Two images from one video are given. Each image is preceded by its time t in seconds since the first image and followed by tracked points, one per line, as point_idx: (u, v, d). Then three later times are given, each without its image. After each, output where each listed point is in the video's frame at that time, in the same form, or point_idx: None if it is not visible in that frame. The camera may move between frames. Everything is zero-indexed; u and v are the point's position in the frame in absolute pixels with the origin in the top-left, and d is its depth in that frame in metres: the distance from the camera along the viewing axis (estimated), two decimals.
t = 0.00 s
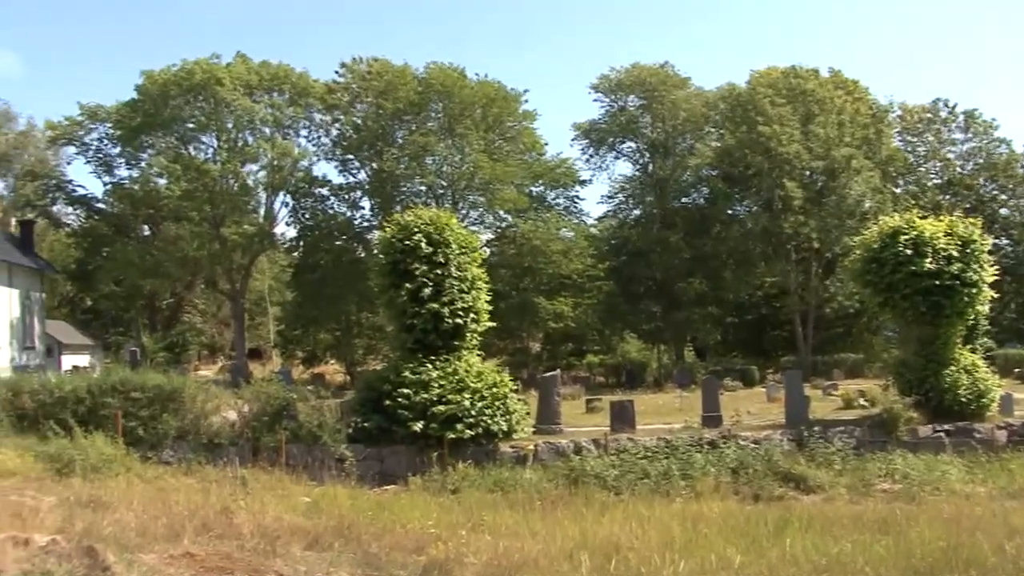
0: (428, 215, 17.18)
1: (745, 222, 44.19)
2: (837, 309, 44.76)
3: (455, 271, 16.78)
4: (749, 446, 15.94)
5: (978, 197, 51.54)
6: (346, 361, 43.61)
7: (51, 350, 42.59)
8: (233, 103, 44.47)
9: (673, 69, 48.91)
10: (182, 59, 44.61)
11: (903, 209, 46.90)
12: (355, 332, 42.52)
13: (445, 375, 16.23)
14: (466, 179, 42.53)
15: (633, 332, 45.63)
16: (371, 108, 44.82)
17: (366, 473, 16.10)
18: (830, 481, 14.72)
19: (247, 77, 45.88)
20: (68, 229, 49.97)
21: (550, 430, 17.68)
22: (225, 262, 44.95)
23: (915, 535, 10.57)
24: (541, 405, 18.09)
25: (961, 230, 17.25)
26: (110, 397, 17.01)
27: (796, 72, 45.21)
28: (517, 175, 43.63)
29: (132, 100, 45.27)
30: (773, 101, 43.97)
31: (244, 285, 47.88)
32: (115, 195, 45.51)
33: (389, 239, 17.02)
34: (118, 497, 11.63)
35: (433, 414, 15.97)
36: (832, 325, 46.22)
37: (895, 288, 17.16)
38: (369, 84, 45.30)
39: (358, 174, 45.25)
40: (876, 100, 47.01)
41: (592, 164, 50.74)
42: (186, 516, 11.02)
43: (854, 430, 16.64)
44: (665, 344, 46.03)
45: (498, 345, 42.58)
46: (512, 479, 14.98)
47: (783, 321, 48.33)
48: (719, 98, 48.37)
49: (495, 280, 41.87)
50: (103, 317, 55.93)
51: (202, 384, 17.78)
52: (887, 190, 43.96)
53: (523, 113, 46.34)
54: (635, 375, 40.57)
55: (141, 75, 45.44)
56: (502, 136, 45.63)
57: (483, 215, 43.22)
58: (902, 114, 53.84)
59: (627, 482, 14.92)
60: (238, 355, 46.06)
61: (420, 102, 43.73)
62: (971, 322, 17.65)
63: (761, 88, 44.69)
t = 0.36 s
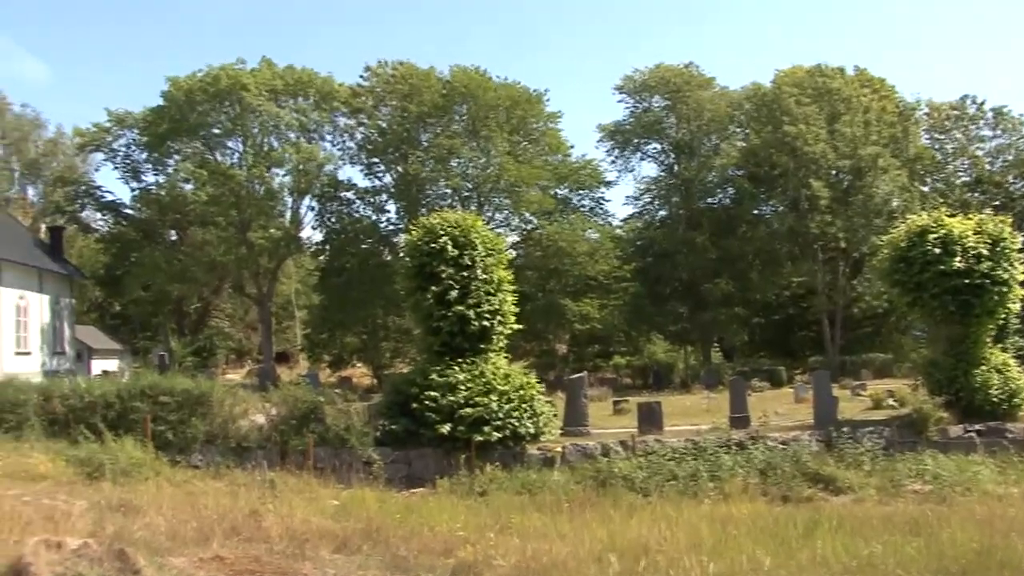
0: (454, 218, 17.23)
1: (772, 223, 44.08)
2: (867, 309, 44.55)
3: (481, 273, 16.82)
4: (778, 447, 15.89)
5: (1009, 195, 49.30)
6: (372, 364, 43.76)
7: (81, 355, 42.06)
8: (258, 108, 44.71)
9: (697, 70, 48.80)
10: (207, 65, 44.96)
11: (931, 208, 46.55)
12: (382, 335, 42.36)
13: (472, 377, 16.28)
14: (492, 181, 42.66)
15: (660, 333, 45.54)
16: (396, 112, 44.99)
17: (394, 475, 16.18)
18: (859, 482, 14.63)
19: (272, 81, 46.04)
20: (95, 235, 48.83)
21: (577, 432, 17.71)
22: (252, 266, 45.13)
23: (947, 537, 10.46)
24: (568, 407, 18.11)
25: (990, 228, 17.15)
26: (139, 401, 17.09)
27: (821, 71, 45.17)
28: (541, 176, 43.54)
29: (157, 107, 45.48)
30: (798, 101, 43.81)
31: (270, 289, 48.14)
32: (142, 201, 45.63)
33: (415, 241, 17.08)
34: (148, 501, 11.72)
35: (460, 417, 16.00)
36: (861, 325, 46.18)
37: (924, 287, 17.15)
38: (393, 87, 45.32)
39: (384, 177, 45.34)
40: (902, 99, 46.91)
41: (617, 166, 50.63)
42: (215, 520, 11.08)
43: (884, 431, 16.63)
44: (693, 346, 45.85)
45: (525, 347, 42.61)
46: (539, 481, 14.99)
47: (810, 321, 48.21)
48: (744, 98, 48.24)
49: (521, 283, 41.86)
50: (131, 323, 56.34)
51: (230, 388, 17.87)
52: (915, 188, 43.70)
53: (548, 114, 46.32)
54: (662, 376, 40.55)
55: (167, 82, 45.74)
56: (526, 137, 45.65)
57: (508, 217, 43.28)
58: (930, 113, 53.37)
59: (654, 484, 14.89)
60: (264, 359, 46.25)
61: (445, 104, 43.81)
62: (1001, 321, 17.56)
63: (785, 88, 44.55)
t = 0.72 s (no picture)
0: (484, 220, 17.25)
1: (803, 224, 43.83)
2: (898, 311, 44.16)
3: (511, 275, 16.85)
4: (809, 450, 15.85)
5: None
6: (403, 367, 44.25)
7: (114, 358, 42.59)
8: (288, 111, 44.80)
9: (727, 71, 48.53)
10: (238, 70, 45.32)
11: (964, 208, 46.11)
12: (411, 338, 42.68)
13: (503, 380, 16.35)
14: (521, 184, 42.54)
15: (690, 335, 45.43)
16: (425, 115, 45.19)
17: (424, 478, 16.26)
18: (891, 486, 14.55)
19: (302, 85, 46.12)
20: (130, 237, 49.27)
21: (607, 435, 17.74)
22: (283, 269, 45.31)
23: (983, 542, 10.34)
24: (598, 410, 18.15)
25: None
26: (171, 403, 17.23)
27: (852, 71, 44.78)
28: (571, 178, 43.20)
29: (188, 111, 45.72)
30: (829, 101, 43.51)
31: (301, 292, 48.35)
32: (172, 205, 45.60)
33: (445, 244, 17.15)
34: (180, 502, 11.82)
35: (491, 420, 16.08)
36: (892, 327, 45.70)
37: (957, 288, 17.92)
38: (422, 90, 45.18)
39: (413, 180, 45.40)
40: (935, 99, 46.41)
41: (647, 168, 50.53)
42: (246, 521, 11.14)
43: (916, 433, 16.60)
44: (724, 348, 45.66)
45: (555, 350, 42.64)
46: (569, 483, 15.01)
47: (842, 323, 47.94)
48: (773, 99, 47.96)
49: (550, 285, 41.84)
50: (163, 326, 56.83)
51: (261, 391, 18.00)
52: (947, 189, 43.38)
53: (577, 115, 46.18)
54: (692, 378, 40.50)
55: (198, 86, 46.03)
56: (556, 139, 45.34)
57: (538, 220, 42.81)
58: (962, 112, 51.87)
59: (684, 487, 14.89)
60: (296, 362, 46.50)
61: (474, 107, 44.03)
62: None
63: (816, 88, 44.22)
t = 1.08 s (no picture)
0: (508, 222, 17.25)
1: (829, 225, 43.61)
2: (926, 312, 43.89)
3: (536, 277, 16.86)
4: (836, 451, 15.80)
5: None
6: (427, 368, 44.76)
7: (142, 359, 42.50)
8: (312, 113, 44.73)
9: (751, 71, 48.38)
10: (262, 72, 45.47)
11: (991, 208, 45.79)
12: (436, 339, 43.44)
13: (527, 381, 16.35)
14: (545, 186, 42.19)
15: (714, 337, 45.42)
16: (449, 116, 45.83)
17: (449, 479, 16.31)
18: (918, 488, 14.50)
19: (326, 87, 46.28)
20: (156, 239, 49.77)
21: (632, 436, 17.74)
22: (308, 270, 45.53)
23: (1013, 545, 10.25)
24: (623, 411, 18.16)
25: None
26: (197, 404, 17.32)
27: (878, 71, 44.60)
28: (596, 179, 43.13)
29: (213, 114, 46.03)
30: (855, 101, 43.34)
31: (326, 294, 48.41)
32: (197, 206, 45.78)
33: (470, 245, 17.18)
34: (206, 502, 11.89)
35: (515, 421, 16.09)
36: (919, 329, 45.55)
37: (985, 289, 17.98)
38: (446, 91, 46.53)
39: (438, 182, 45.48)
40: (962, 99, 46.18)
41: (672, 169, 50.38)
42: (272, 522, 11.18)
43: (944, 436, 16.56)
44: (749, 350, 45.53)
45: (579, 351, 42.78)
46: (594, 484, 15.05)
47: (868, 325, 47.71)
48: (799, 100, 47.67)
49: (575, 287, 41.94)
50: (189, 327, 57.27)
51: (287, 392, 18.09)
52: (975, 190, 43.09)
53: (599, 116, 46.21)
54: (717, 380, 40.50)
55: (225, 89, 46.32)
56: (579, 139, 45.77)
57: (562, 221, 42.69)
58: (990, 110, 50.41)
59: (710, 488, 14.89)
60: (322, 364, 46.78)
61: (498, 109, 44.16)
62: None
63: (842, 88, 44.06)
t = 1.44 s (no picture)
0: (544, 223, 17.25)
1: (865, 224, 43.29)
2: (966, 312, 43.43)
3: (571, 278, 16.87)
4: (875, 454, 15.71)
5: None
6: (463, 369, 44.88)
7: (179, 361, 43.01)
8: (348, 115, 44.92)
9: (787, 70, 48.11)
10: (298, 75, 45.66)
11: None
12: (472, 340, 43.72)
13: (563, 382, 16.34)
14: (579, 187, 41.95)
15: (750, 337, 45.45)
16: (483, 117, 45.93)
17: (485, 480, 16.38)
18: (959, 491, 14.43)
19: (361, 89, 46.42)
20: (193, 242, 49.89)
21: (668, 437, 17.71)
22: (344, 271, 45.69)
23: None
24: (659, 413, 18.14)
25: None
26: (234, 405, 17.47)
27: (916, 69, 44.27)
28: (631, 179, 42.93)
29: (250, 117, 46.46)
30: (893, 100, 43.01)
31: (362, 295, 48.67)
32: (234, 209, 46.32)
33: (505, 247, 17.21)
34: (244, 503, 12.01)
35: (551, 422, 16.12)
36: (958, 329, 45.19)
37: None
38: (481, 93, 46.30)
39: (473, 183, 45.57)
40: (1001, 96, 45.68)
41: (708, 169, 50.17)
42: (309, 523, 11.27)
43: (985, 438, 16.44)
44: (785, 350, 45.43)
45: (615, 352, 42.94)
46: (630, 486, 15.12)
47: (906, 325, 47.29)
48: (836, 99, 47.20)
49: (610, 288, 41.90)
50: (225, 329, 57.79)
51: (323, 393, 18.22)
52: (1015, 188, 42.58)
53: (634, 116, 46.07)
54: (753, 381, 40.30)
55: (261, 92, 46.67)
56: (616, 141, 45.69)
57: (597, 222, 42.63)
58: None
59: (747, 491, 14.87)
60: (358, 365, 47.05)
61: (532, 109, 44.11)
62: None
63: (879, 87, 43.75)
